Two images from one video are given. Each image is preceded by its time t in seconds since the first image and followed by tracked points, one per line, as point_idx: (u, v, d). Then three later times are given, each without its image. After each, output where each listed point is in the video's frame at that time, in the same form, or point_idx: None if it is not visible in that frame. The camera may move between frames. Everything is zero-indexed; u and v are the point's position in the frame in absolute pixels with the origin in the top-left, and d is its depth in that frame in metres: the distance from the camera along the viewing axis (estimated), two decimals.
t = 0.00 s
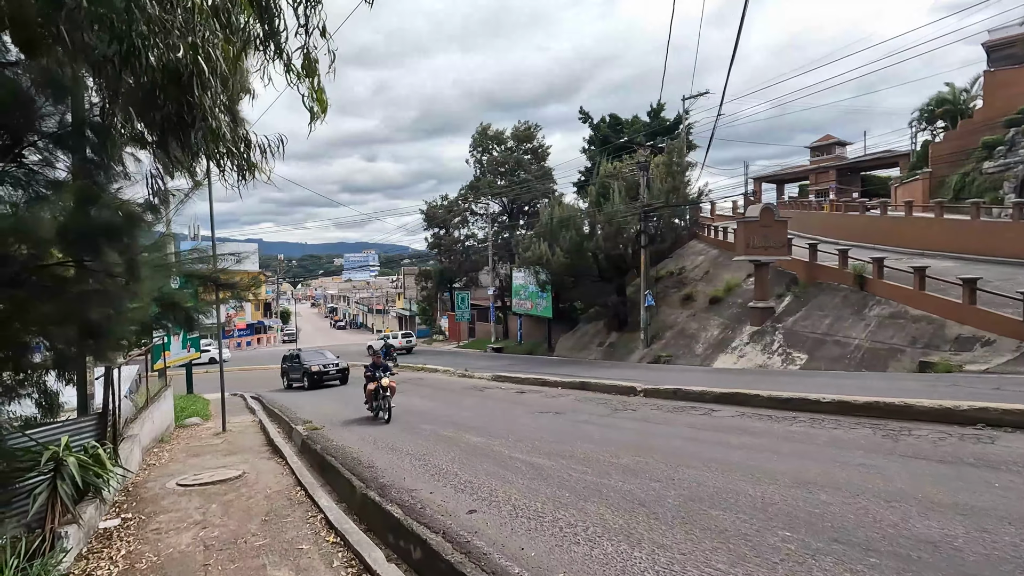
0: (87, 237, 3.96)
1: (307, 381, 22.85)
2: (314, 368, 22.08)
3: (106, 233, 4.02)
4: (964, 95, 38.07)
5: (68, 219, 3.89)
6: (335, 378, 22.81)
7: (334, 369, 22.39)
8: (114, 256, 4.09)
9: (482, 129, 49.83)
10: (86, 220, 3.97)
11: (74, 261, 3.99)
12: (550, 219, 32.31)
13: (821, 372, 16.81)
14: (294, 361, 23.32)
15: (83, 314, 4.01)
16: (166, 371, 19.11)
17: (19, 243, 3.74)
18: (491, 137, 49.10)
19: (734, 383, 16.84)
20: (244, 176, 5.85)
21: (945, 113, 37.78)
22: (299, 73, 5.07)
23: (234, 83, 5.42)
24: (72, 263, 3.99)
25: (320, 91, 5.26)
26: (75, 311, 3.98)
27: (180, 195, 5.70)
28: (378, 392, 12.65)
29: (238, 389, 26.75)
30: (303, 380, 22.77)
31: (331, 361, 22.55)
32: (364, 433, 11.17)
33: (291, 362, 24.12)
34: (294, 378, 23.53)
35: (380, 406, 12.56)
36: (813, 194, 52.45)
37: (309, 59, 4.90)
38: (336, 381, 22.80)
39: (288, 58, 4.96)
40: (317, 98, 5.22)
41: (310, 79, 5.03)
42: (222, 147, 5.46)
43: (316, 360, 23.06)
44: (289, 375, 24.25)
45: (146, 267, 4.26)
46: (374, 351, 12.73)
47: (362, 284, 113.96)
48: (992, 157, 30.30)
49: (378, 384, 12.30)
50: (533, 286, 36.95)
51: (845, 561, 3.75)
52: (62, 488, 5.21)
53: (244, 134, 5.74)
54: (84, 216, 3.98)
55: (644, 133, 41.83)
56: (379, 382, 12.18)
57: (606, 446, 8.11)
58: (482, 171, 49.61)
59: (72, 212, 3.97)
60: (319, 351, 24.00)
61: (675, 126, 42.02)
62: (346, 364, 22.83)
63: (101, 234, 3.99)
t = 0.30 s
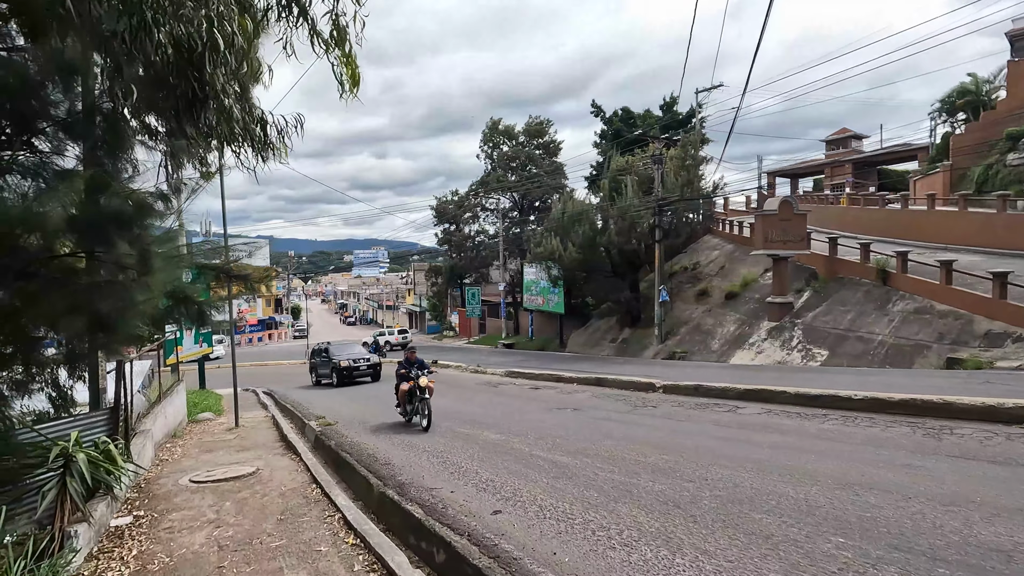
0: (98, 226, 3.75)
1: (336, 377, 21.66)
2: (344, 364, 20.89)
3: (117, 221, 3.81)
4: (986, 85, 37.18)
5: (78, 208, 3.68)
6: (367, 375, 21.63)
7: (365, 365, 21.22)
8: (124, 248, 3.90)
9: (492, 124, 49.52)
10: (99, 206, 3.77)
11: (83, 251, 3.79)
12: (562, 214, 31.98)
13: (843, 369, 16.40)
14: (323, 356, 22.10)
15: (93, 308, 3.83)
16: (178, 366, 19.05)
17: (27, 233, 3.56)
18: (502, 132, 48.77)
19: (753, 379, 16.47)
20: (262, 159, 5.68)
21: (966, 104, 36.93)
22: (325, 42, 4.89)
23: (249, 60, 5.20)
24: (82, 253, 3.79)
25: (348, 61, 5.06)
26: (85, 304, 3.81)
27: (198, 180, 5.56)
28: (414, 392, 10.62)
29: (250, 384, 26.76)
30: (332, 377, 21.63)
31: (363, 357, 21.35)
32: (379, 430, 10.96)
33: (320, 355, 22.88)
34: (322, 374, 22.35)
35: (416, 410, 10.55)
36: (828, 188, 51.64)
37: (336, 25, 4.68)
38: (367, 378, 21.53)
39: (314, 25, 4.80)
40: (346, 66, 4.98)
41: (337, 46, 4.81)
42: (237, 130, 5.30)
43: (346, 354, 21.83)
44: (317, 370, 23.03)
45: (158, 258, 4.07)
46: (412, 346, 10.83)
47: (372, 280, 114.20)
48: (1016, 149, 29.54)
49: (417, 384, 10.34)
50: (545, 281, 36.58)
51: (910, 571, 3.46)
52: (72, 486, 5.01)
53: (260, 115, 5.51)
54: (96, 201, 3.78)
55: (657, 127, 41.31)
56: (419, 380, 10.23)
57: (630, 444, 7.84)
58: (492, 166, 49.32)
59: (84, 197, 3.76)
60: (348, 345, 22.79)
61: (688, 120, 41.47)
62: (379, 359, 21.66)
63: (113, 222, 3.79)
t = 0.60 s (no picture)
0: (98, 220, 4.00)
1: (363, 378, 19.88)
2: (371, 363, 19.15)
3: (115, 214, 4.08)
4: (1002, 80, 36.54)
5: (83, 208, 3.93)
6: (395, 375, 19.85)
7: (394, 364, 19.47)
8: (125, 241, 4.19)
9: (498, 121, 49.21)
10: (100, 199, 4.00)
11: (84, 244, 4.04)
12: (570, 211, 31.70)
13: (860, 368, 16.02)
14: (348, 352, 20.33)
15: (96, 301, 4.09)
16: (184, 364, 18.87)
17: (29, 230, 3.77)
18: (508, 129, 48.45)
19: (768, 379, 16.11)
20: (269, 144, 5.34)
21: (981, 100, 36.31)
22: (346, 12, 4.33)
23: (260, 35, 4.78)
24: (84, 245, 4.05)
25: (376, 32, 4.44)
26: (87, 297, 4.06)
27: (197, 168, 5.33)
28: (459, 399, 8.42)
29: (257, 381, 26.60)
30: (357, 376, 19.93)
31: (391, 355, 19.58)
32: (387, 429, 10.73)
33: (344, 352, 21.12)
34: (346, 373, 20.65)
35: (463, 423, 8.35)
36: (838, 185, 51.02)
37: None
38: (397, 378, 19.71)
39: None
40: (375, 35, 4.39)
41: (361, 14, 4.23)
42: (247, 115, 4.97)
43: (373, 352, 20.06)
44: (340, 367, 21.25)
45: (156, 251, 4.34)
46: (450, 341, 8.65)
47: (378, 277, 114.26)
48: None
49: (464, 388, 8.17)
50: (552, 278, 36.23)
51: None
52: (69, 490, 4.73)
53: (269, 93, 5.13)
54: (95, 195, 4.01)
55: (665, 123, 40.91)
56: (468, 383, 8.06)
57: (650, 446, 7.53)
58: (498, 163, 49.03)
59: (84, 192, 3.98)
60: (373, 341, 21.05)
61: (697, 116, 41.04)
62: (408, 356, 19.89)
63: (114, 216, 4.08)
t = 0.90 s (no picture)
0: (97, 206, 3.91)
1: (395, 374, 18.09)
2: (405, 357, 17.35)
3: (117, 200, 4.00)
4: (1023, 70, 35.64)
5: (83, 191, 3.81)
6: (431, 371, 18.00)
7: (429, 359, 17.63)
8: (125, 228, 4.11)
9: (506, 115, 48.75)
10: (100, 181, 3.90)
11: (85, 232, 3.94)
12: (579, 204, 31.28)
13: (881, 365, 15.56)
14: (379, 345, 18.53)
15: (96, 291, 3.99)
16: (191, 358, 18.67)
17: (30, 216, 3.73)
18: (515, 122, 47.99)
19: (785, 375, 15.68)
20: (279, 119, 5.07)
21: (1001, 91, 35.43)
22: None
23: None
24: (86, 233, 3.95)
25: None
26: (88, 286, 3.95)
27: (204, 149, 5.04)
28: (533, 405, 6.40)
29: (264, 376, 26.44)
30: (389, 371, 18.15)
31: (427, 350, 17.74)
32: (396, 424, 10.44)
33: (374, 345, 19.34)
34: (376, 368, 18.94)
35: (539, 438, 6.33)
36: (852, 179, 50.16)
37: None
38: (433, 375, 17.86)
39: None
40: None
41: None
42: (258, 90, 4.63)
43: (406, 346, 18.23)
44: (370, 362, 19.47)
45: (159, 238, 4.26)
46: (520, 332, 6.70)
47: (385, 272, 114.33)
48: None
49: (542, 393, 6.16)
50: (561, 273, 35.84)
51: None
52: (60, 489, 4.42)
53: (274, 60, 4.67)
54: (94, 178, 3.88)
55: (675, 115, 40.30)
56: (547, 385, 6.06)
57: (672, 444, 7.16)
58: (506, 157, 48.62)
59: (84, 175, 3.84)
60: (405, 333, 19.24)
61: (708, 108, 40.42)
62: (445, 351, 18.02)
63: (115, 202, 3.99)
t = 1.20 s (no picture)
0: (92, 201, 4.14)
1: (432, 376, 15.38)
2: (445, 359, 14.64)
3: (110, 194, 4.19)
4: None
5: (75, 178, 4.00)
6: (475, 376, 15.27)
7: (474, 362, 14.90)
8: (120, 221, 4.28)
9: (511, 112, 48.34)
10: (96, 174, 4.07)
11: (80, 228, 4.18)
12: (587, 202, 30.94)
13: (899, 365, 15.14)
14: (413, 344, 15.84)
15: (91, 286, 4.24)
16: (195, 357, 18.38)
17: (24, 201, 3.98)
18: (521, 120, 47.57)
19: (802, 376, 15.27)
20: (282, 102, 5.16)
21: (1017, 87, 34.77)
22: None
23: None
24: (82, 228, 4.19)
25: None
26: (82, 284, 4.23)
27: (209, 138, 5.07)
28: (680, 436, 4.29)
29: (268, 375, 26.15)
30: (424, 375, 15.44)
31: (471, 350, 15.02)
32: (402, 426, 10.10)
33: (405, 344, 16.68)
34: (409, 370, 16.30)
35: (695, 487, 4.18)
36: (862, 176, 49.52)
37: None
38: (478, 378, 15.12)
39: None
40: None
41: None
42: (257, 69, 4.73)
43: (445, 345, 15.52)
44: (400, 364, 16.79)
45: (150, 233, 4.32)
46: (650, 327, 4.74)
47: (390, 271, 114.25)
48: None
49: (706, 417, 4.08)
50: (568, 271, 35.43)
51: None
52: (46, 501, 4.07)
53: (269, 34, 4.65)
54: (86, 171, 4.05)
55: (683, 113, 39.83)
56: (714, 405, 4.01)
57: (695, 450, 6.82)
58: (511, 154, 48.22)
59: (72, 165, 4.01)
60: (442, 331, 16.53)
61: (717, 105, 39.91)
62: (491, 352, 15.29)
63: (109, 198, 4.19)
